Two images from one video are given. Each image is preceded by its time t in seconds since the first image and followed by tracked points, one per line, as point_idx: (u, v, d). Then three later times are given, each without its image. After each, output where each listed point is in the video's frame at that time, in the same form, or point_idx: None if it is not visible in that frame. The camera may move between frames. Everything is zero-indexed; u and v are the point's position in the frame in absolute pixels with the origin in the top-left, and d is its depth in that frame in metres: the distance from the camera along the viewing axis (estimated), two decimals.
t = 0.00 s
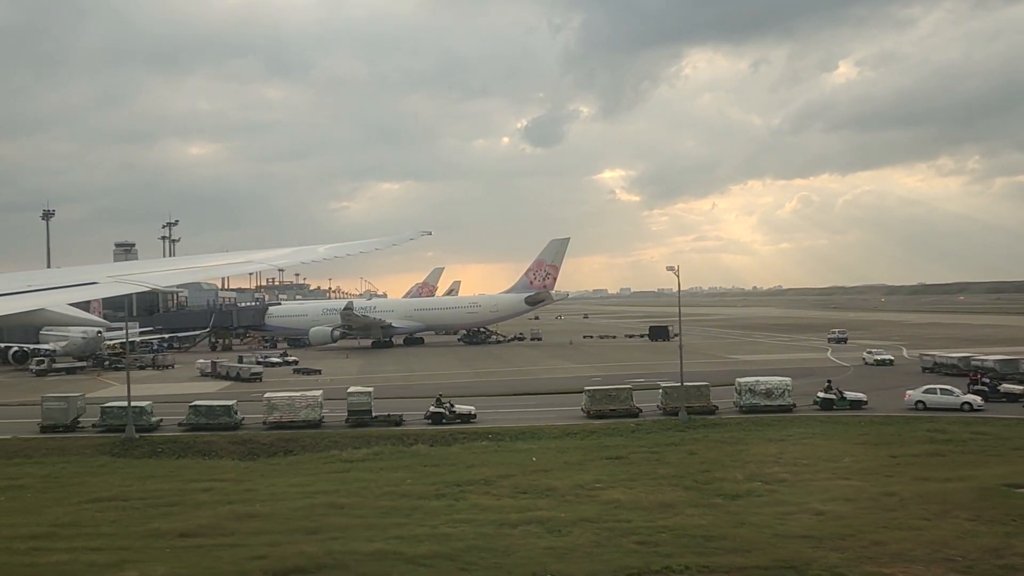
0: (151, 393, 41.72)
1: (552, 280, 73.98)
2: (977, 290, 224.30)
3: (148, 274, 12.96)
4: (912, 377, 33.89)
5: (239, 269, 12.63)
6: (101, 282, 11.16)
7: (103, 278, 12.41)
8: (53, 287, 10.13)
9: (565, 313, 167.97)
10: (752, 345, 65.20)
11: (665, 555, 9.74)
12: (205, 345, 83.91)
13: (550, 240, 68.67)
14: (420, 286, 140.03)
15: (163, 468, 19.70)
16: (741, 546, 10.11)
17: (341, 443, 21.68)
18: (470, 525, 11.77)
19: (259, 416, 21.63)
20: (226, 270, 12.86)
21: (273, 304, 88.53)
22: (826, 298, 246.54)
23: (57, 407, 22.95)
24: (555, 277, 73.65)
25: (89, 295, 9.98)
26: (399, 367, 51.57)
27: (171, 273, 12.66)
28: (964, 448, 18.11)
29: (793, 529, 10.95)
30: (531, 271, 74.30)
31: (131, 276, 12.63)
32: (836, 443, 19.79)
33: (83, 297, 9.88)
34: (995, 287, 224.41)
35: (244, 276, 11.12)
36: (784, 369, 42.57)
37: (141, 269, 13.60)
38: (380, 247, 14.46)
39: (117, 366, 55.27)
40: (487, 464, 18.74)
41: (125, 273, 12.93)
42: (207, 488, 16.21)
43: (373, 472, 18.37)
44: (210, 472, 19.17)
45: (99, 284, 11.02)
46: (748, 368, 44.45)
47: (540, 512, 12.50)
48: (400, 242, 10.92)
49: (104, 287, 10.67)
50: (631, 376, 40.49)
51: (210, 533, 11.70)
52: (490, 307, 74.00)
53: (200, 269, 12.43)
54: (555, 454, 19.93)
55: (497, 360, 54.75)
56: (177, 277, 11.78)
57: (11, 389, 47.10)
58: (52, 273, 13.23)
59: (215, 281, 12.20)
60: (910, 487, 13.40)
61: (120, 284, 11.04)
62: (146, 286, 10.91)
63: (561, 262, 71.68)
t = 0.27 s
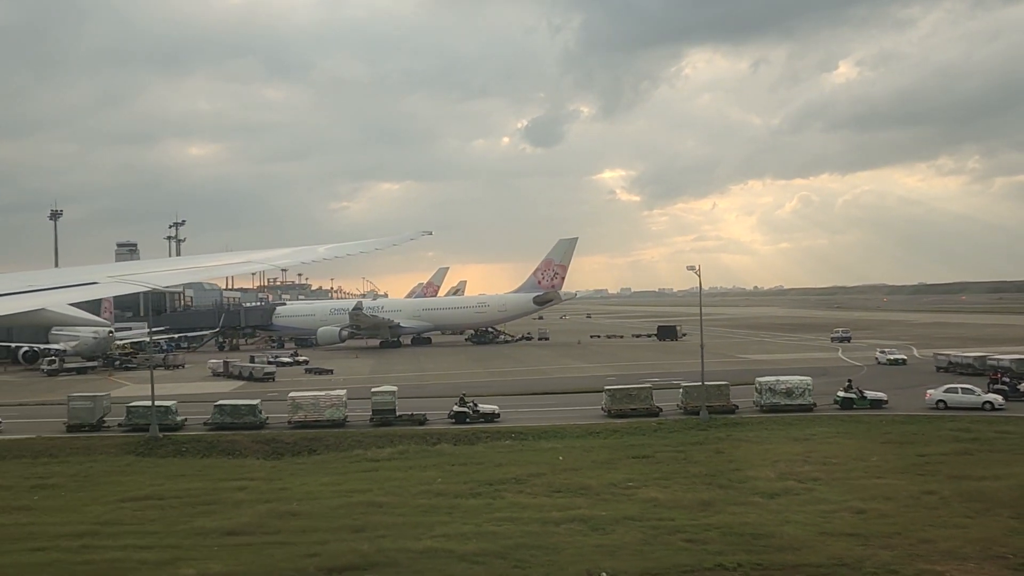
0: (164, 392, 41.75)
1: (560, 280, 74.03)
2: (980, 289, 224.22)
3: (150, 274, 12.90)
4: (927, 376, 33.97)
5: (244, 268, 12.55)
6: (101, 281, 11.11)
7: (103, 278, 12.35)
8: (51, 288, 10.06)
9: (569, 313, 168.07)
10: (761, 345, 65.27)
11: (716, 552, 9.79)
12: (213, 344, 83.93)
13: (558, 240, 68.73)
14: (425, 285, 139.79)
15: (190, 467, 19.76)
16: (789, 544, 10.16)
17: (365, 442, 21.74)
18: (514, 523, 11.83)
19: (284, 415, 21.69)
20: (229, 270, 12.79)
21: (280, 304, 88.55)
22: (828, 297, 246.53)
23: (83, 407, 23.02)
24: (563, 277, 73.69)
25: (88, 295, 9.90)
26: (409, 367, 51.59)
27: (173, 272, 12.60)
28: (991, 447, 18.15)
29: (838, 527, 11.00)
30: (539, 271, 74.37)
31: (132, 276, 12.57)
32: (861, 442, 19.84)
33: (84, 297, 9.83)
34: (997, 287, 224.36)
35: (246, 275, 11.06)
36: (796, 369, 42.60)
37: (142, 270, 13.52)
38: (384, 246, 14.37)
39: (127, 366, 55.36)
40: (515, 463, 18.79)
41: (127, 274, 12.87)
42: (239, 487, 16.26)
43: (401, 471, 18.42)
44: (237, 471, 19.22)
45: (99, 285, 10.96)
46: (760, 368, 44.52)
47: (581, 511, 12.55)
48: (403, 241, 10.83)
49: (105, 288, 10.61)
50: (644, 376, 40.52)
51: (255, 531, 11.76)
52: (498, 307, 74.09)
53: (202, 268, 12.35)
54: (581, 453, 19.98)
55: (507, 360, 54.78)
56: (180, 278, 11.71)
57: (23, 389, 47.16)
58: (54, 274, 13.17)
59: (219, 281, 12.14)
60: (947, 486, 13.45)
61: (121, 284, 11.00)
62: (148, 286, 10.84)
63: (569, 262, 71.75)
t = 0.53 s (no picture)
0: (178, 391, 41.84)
1: (569, 279, 74.10)
2: (982, 289, 224.15)
3: (150, 272, 12.78)
4: (943, 374, 34.01)
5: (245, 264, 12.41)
6: (101, 278, 10.97)
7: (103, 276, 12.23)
8: (51, 283, 9.90)
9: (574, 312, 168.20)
10: (770, 343, 65.34)
11: (765, 549, 9.83)
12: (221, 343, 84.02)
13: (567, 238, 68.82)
14: (430, 284, 139.90)
15: (216, 465, 19.81)
16: (835, 541, 10.20)
17: (390, 441, 21.80)
18: (555, 520, 11.87)
19: (309, 413, 21.75)
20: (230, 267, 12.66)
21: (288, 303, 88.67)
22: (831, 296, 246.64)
23: (109, 405, 23.08)
24: (572, 276, 73.77)
25: (89, 290, 9.74)
26: (421, 366, 51.65)
27: (173, 270, 12.44)
28: (1018, 445, 18.17)
29: (881, 524, 11.04)
30: (548, 270, 74.48)
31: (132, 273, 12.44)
32: (887, 440, 19.86)
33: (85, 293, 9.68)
34: (1001, 286, 224.59)
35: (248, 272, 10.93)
36: (809, 368, 42.64)
37: (141, 268, 13.35)
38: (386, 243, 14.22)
39: (138, 364, 55.44)
40: (542, 461, 18.84)
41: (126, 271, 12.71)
42: (271, 485, 16.32)
43: (429, 469, 18.47)
44: (263, 469, 19.27)
45: (98, 282, 10.79)
46: (773, 366, 44.60)
47: (620, 509, 12.59)
48: (406, 238, 10.70)
49: (104, 285, 10.46)
50: (658, 375, 40.61)
51: (298, 528, 11.80)
52: (506, 306, 74.22)
53: (202, 265, 12.19)
54: (606, 451, 20.03)
55: (518, 359, 54.86)
56: (180, 275, 11.54)
57: (36, 387, 47.27)
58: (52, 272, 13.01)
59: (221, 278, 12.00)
60: (983, 484, 13.48)
61: (120, 281, 10.87)
62: (148, 283, 10.68)
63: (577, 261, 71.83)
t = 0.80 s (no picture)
0: (195, 389, 41.91)
1: (579, 277, 74.17)
2: (987, 287, 224.07)
3: (153, 272, 12.72)
4: (962, 372, 34.02)
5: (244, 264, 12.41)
6: (105, 279, 10.93)
7: (106, 275, 12.17)
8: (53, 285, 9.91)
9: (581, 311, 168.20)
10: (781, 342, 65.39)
11: (818, 545, 9.86)
12: (230, 342, 84.10)
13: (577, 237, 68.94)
14: (437, 282, 139.91)
15: (243, 462, 19.86)
16: (886, 538, 10.23)
17: (415, 438, 21.86)
18: (599, 516, 11.94)
19: (336, 411, 21.82)
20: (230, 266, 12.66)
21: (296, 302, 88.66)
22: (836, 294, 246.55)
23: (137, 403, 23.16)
24: (582, 274, 73.84)
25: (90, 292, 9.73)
26: (434, 363, 51.69)
27: (174, 270, 12.41)
28: None
29: (928, 521, 11.06)
30: (558, 268, 74.60)
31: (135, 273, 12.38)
32: (915, 438, 19.87)
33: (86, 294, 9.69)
34: (1007, 284, 224.19)
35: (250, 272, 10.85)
36: (824, 367, 42.64)
37: (144, 268, 13.30)
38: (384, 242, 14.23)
39: (151, 362, 55.52)
40: (571, 458, 18.88)
41: (125, 271, 12.71)
42: (305, 482, 16.39)
43: (459, 466, 18.53)
44: (292, 466, 19.32)
45: (101, 281, 10.80)
46: (786, 364, 44.62)
47: (661, 506, 12.65)
48: (410, 238, 10.58)
49: (106, 285, 10.43)
50: (674, 373, 40.63)
51: (344, 524, 11.86)
52: (516, 304, 74.42)
53: (204, 265, 12.16)
54: (634, 448, 20.07)
55: (530, 357, 54.91)
56: (182, 274, 11.51)
57: (50, 385, 47.35)
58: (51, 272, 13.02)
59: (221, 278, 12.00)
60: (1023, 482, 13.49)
61: (125, 282, 10.83)
62: (150, 283, 10.65)
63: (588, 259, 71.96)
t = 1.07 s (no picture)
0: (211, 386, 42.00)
1: (590, 276, 74.23)
2: (994, 286, 223.88)
3: (157, 271, 12.68)
4: (982, 370, 33.99)
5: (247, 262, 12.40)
6: (110, 278, 10.89)
7: (110, 274, 12.12)
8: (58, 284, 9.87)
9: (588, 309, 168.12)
10: (792, 340, 65.42)
11: (871, 543, 9.90)
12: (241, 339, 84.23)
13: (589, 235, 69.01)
14: (445, 280, 139.91)
15: (273, 459, 19.92)
16: (936, 535, 10.26)
17: (443, 435, 21.90)
18: (644, 513, 11.98)
19: (363, 408, 21.89)
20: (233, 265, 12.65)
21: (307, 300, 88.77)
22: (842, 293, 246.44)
23: (165, 400, 23.23)
24: (594, 272, 73.90)
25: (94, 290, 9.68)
26: (448, 361, 51.72)
27: (179, 269, 12.36)
28: None
29: (976, 518, 11.10)
30: (569, 266, 74.69)
31: (139, 272, 12.34)
32: (944, 436, 19.87)
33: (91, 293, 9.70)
34: (1013, 282, 223.80)
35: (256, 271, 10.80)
36: (841, 365, 42.63)
37: (148, 267, 13.27)
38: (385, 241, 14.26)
39: (165, 360, 55.64)
40: (601, 456, 18.92)
41: (130, 270, 12.67)
42: (339, 479, 16.46)
43: (490, 463, 18.59)
44: (322, 462, 19.38)
45: (106, 280, 10.75)
46: (801, 362, 44.64)
47: (703, 502, 12.70)
48: (416, 236, 10.52)
49: (111, 284, 10.38)
50: (691, 371, 40.65)
51: (389, 521, 11.93)
52: (527, 302, 74.60)
53: (209, 264, 12.11)
54: (662, 446, 20.11)
55: (544, 355, 54.94)
56: (186, 273, 11.47)
57: (66, 381, 47.49)
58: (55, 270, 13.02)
59: (225, 276, 11.99)
60: None
61: (129, 280, 10.79)
62: (155, 281, 10.60)
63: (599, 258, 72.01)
